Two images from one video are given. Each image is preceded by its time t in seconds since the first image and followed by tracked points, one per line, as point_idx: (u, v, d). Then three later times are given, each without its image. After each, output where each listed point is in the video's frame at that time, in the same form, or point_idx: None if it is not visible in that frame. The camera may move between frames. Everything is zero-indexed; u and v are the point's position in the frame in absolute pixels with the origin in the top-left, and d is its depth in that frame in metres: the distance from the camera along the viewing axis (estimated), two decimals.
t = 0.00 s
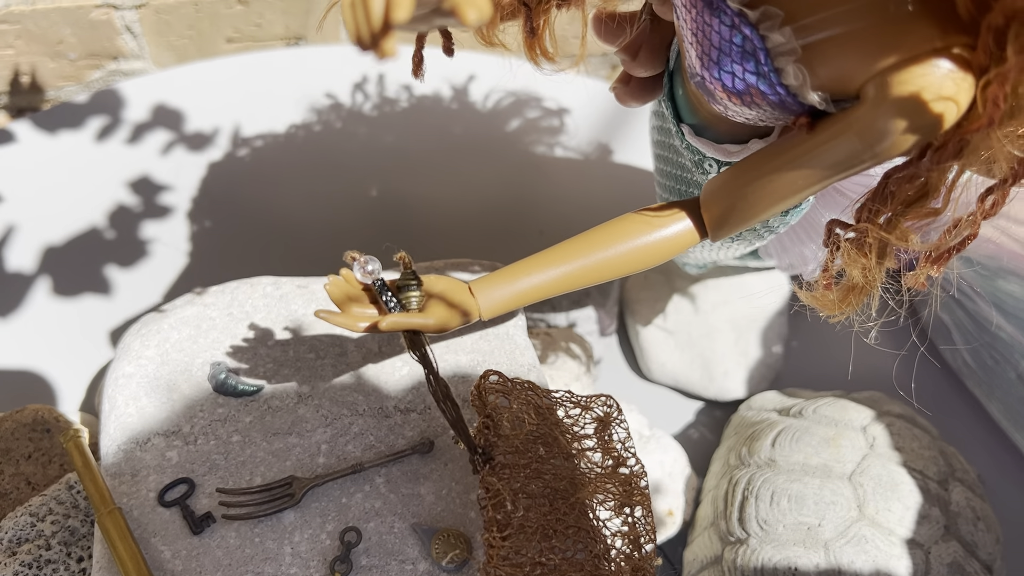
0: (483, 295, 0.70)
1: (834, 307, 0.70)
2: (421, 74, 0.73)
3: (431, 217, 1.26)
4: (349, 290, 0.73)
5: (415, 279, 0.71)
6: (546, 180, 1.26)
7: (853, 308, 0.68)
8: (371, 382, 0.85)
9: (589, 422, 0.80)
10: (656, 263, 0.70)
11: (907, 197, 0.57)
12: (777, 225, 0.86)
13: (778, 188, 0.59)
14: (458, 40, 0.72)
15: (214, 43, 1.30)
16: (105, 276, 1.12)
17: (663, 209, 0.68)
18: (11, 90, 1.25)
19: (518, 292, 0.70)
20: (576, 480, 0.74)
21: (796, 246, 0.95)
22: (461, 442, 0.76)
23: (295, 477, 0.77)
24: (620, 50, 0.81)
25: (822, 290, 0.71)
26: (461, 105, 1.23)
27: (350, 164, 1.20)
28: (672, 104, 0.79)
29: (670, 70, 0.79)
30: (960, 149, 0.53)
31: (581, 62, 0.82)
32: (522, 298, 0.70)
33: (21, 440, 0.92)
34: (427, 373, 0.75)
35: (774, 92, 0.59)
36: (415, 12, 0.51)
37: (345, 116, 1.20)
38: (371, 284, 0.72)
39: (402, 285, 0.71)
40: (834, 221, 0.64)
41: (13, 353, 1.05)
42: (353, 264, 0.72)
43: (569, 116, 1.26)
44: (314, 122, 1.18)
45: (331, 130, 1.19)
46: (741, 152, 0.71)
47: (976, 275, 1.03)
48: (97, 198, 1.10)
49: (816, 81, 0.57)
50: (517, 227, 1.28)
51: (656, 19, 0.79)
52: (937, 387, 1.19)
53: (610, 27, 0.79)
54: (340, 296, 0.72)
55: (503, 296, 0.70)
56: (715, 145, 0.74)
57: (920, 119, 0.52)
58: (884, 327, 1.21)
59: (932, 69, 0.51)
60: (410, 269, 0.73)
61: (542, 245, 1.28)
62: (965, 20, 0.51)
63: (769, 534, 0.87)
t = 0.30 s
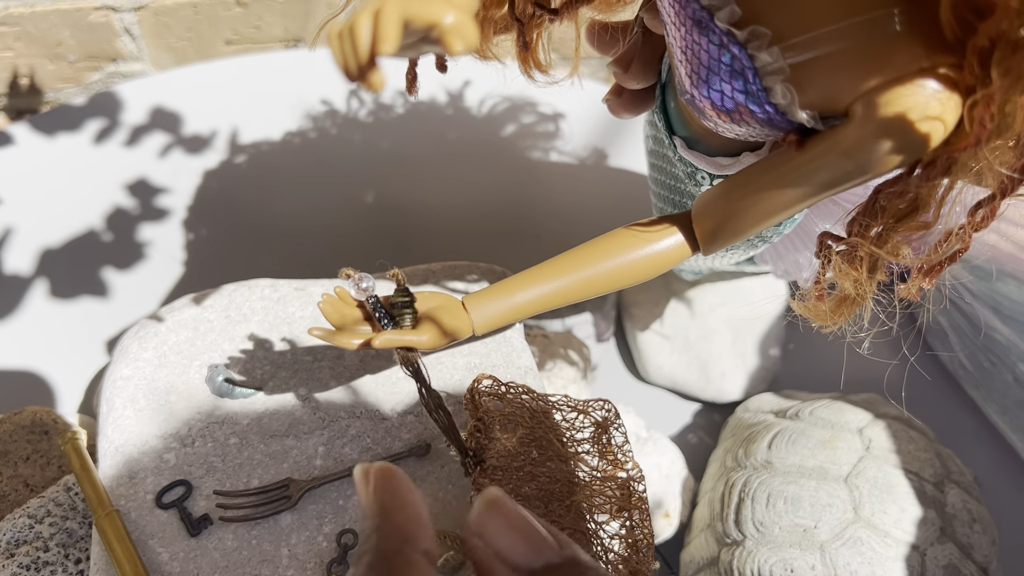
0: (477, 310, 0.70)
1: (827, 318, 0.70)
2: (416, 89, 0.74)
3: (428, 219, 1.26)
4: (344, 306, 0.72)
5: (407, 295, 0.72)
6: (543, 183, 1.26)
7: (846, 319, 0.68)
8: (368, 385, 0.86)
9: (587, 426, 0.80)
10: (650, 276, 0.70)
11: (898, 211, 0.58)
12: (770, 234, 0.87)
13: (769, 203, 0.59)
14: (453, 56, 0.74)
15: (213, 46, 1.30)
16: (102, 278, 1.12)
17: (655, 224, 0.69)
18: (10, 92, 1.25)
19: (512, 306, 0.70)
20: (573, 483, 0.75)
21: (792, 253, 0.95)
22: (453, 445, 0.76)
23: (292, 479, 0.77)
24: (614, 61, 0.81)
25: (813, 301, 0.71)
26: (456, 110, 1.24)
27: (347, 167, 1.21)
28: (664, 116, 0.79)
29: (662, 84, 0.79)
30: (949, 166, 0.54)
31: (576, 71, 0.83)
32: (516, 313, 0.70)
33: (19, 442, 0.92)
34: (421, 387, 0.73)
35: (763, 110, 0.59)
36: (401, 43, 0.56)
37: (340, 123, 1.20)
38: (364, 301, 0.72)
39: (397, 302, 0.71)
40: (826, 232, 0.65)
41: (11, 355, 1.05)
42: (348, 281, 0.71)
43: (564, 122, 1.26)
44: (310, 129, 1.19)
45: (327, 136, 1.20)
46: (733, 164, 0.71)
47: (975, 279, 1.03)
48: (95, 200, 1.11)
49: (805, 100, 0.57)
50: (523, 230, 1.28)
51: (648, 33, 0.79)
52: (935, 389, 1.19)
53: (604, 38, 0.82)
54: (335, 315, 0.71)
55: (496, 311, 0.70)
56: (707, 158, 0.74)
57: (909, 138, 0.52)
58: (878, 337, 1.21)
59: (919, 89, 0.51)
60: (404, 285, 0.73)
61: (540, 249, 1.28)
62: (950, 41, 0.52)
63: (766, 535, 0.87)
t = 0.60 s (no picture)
0: (476, 306, 0.71)
1: (824, 312, 0.71)
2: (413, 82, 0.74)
3: (426, 221, 1.26)
4: (342, 300, 0.74)
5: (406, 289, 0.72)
6: (541, 183, 1.26)
7: (842, 314, 0.69)
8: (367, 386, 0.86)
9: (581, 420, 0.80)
10: (648, 272, 0.70)
11: (896, 206, 0.58)
12: (769, 232, 0.87)
13: (768, 197, 0.59)
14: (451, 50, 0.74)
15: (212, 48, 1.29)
16: (101, 282, 1.12)
17: (653, 218, 0.69)
18: (9, 94, 1.26)
19: (511, 302, 0.70)
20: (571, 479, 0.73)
21: (791, 250, 0.95)
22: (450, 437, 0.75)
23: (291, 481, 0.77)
24: (611, 58, 0.81)
25: (811, 296, 0.72)
26: (455, 110, 1.24)
27: (346, 169, 1.21)
28: (663, 113, 0.79)
29: (661, 80, 0.79)
30: (947, 159, 0.55)
31: (574, 69, 0.83)
32: (515, 309, 0.71)
33: (19, 443, 0.92)
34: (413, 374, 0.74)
35: (762, 104, 0.59)
36: (400, 31, 0.56)
37: (340, 121, 1.20)
38: (362, 296, 0.73)
39: (395, 298, 0.72)
40: (824, 227, 0.65)
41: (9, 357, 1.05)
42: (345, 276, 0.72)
43: (563, 120, 1.26)
44: (309, 127, 1.19)
45: (327, 135, 1.20)
46: (731, 160, 0.71)
47: (973, 279, 1.03)
48: (93, 203, 1.11)
49: (804, 92, 0.57)
50: (511, 232, 1.28)
51: (647, 28, 0.80)
52: (932, 389, 1.19)
53: (602, 35, 0.82)
54: (331, 308, 0.73)
55: (495, 307, 0.71)
56: (705, 154, 0.74)
57: (909, 130, 0.52)
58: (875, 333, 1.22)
59: (919, 81, 0.52)
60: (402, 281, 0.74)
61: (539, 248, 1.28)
62: (949, 33, 0.52)
63: (764, 537, 0.87)
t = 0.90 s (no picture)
0: (477, 303, 0.70)
1: (824, 310, 0.71)
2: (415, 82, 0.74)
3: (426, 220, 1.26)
4: (346, 295, 0.73)
5: (407, 277, 0.72)
6: (541, 182, 1.26)
7: (843, 311, 0.69)
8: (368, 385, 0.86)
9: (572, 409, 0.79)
10: (649, 269, 0.70)
11: (897, 202, 0.58)
12: (771, 230, 0.87)
13: (770, 195, 0.59)
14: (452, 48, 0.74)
15: (212, 47, 1.29)
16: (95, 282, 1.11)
17: (655, 215, 0.69)
18: (9, 93, 1.26)
19: (513, 298, 0.70)
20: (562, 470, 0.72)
21: (791, 248, 0.95)
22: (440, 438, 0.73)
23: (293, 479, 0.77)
24: (612, 57, 0.82)
25: (812, 293, 0.72)
26: (456, 109, 1.24)
27: (346, 167, 1.21)
28: (664, 112, 0.79)
29: (662, 78, 0.79)
30: (949, 156, 0.54)
31: (575, 70, 0.83)
32: (517, 305, 0.71)
33: (20, 441, 0.92)
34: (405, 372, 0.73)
35: (764, 101, 0.59)
36: (405, 29, 0.56)
37: (341, 120, 1.20)
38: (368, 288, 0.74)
39: (394, 283, 0.72)
40: (825, 224, 0.65)
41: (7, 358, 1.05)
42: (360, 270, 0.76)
43: (564, 119, 1.26)
44: (310, 126, 1.19)
45: (328, 134, 1.20)
46: (733, 158, 0.71)
47: (973, 277, 1.04)
48: (91, 202, 1.11)
49: (806, 89, 0.57)
50: (511, 234, 1.29)
51: (647, 27, 0.80)
52: (933, 388, 1.19)
53: (604, 34, 0.81)
54: (333, 302, 0.72)
55: (497, 304, 0.70)
56: (707, 151, 0.74)
57: (910, 125, 0.52)
58: (877, 330, 1.22)
59: (920, 77, 0.52)
60: (404, 270, 0.74)
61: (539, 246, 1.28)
62: (951, 30, 0.52)
63: (765, 535, 0.87)
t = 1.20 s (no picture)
0: (487, 298, 0.71)
1: (831, 305, 0.71)
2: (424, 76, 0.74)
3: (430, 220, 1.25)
4: (355, 289, 0.74)
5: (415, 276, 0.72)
6: (544, 181, 1.26)
7: (850, 306, 0.69)
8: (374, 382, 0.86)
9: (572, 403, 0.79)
10: (658, 265, 0.70)
11: (906, 197, 0.58)
12: (777, 226, 0.87)
13: (780, 189, 0.59)
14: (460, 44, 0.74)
15: (215, 46, 1.29)
16: (99, 281, 1.11)
17: (664, 211, 0.69)
18: (12, 92, 1.26)
19: (522, 294, 0.70)
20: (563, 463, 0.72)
21: (797, 246, 0.96)
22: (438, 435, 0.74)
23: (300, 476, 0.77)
24: (620, 54, 0.82)
25: (818, 289, 0.72)
26: (460, 108, 1.25)
27: (349, 166, 1.21)
28: (672, 108, 0.80)
29: (669, 74, 0.80)
30: (960, 150, 0.55)
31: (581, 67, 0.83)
32: (526, 300, 0.71)
33: (24, 439, 0.92)
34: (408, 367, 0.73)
35: (775, 95, 0.59)
36: (421, 20, 0.55)
37: (345, 119, 1.21)
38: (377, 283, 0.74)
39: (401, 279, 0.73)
40: (833, 220, 0.65)
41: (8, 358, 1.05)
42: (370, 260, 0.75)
43: (568, 117, 1.27)
44: (314, 125, 1.20)
45: (332, 133, 1.20)
46: (742, 153, 0.71)
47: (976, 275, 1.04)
48: (93, 202, 1.11)
49: (818, 83, 0.57)
50: (513, 236, 1.27)
51: (656, 23, 0.80)
52: (936, 385, 1.19)
53: (610, 31, 0.81)
54: (343, 299, 0.73)
55: (506, 299, 0.70)
56: (716, 147, 0.74)
57: (924, 118, 0.52)
58: (883, 328, 1.22)
59: (933, 70, 0.52)
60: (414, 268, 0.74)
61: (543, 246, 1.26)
62: (964, 23, 0.53)
63: (770, 532, 0.87)
